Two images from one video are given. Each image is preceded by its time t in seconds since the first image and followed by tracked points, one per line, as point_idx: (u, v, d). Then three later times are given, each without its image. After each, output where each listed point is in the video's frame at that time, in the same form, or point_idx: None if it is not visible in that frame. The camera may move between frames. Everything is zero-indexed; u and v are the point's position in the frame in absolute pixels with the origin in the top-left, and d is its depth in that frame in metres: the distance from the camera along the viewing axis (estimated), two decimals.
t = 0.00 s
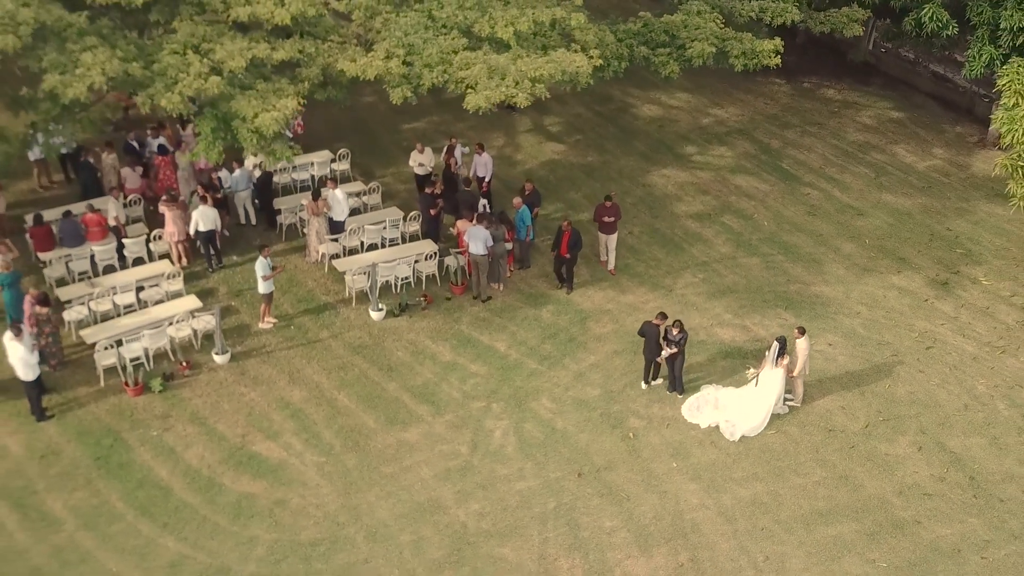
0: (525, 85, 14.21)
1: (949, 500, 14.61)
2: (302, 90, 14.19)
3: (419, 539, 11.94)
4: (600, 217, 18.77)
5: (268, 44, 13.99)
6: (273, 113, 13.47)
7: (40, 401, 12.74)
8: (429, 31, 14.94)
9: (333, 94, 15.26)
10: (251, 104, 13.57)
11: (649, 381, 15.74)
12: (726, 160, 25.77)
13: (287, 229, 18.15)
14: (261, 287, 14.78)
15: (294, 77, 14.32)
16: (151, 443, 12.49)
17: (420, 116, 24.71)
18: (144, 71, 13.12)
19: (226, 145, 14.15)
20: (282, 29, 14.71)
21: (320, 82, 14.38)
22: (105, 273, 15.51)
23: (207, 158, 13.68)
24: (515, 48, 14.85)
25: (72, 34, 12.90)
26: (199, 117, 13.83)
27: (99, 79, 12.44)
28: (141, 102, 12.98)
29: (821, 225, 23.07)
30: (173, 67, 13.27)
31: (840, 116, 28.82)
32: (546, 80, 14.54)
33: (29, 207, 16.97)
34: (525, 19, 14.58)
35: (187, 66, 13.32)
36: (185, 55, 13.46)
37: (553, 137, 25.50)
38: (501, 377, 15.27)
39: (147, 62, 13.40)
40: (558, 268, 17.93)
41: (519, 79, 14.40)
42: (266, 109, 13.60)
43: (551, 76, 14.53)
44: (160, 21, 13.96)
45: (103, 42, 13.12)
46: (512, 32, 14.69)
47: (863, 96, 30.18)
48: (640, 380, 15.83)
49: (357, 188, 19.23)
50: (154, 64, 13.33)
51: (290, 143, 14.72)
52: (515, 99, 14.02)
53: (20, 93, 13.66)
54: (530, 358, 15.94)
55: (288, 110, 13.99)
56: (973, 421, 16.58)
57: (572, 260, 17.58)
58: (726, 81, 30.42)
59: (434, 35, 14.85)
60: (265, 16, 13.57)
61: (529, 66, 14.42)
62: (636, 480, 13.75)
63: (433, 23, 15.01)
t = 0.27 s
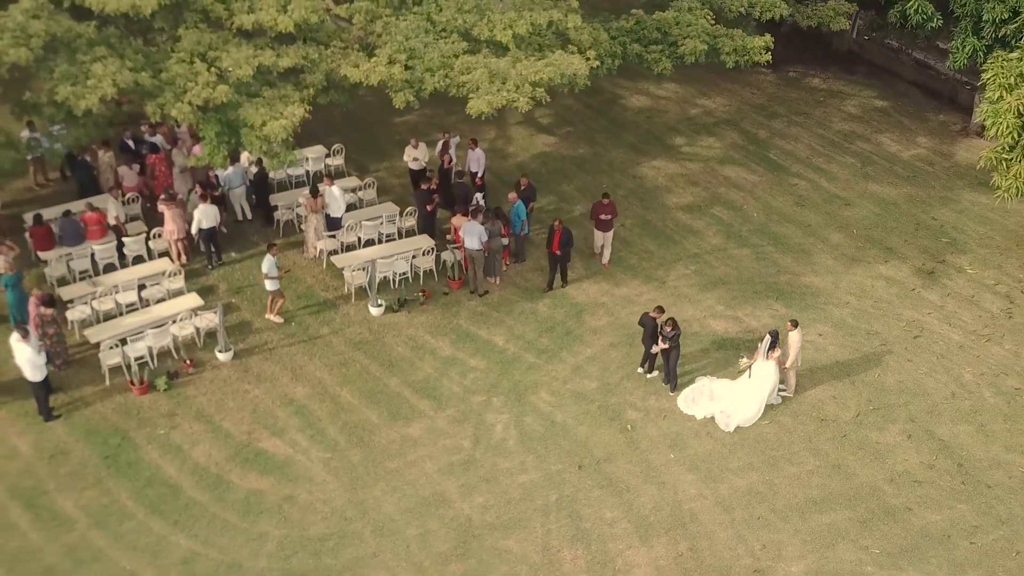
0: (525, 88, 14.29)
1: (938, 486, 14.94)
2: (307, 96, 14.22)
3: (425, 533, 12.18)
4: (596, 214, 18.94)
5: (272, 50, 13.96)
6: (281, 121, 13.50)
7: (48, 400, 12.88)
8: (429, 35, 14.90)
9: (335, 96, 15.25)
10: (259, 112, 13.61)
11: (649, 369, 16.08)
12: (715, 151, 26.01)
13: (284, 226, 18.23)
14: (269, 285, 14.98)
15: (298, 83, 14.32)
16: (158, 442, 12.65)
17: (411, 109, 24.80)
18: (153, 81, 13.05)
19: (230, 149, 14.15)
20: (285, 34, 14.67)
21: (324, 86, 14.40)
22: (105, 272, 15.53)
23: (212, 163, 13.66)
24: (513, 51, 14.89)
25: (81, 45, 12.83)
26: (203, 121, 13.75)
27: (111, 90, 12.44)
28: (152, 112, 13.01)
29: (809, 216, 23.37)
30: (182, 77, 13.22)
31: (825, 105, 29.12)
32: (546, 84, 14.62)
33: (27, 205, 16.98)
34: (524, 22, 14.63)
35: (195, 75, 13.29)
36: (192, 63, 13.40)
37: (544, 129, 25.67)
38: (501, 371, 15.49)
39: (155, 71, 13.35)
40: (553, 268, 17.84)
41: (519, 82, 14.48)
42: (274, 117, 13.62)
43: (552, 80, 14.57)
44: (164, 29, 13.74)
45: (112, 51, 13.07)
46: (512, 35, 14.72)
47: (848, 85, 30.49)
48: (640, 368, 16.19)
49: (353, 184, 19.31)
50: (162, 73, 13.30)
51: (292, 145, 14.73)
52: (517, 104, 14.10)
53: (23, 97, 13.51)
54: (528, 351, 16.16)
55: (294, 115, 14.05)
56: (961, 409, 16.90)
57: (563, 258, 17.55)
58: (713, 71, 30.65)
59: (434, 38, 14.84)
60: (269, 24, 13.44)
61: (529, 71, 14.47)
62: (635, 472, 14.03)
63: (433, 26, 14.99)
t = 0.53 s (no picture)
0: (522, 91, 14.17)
1: (926, 474, 15.22)
2: (309, 101, 14.08)
3: (428, 527, 12.41)
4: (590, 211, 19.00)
5: (274, 55, 13.89)
6: (285, 127, 13.42)
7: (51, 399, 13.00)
8: (426, 39, 14.74)
9: (335, 100, 15.16)
10: (263, 118, 13.53)
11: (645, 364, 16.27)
12: (703, 143, 26.22)
13: (280, 222, 18.30)
14: (275, 284, 15.10)
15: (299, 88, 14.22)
16: (162, 440, 12.82)
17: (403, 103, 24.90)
18: (158, 88, 13.05)
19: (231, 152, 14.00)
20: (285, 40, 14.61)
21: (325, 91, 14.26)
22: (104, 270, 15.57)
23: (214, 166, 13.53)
24: (509, 53, 14.69)
25: (86, 54, 12.88)
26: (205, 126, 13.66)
27: (118, 98, 12.49)
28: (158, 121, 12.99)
29: (797, 207, 23.61)
30: (186, 84, 13.18)
31: (811, 96, 29.38)
32: (543, 86, 14.50)
33: (25, 204, 17.02)
34: (520, 24, 14.48)
35: (199, 82, 13.26)
36: (196, 70, 13.37)
37: (534, 122, 25.81)
38: (498, 366, 15.69)
39: (159, 78, 13.36)
40: (545, 264, 17.97)
41: (516, 85, 14.34)
42: (277, 123, 13.52)
43: (548, 82, 14.41)
44: (166, 34, 13.76)
45: (117, 59, 13.13)
46: (508, 37, 14.56)
47: (833, 75, 30.78)
48: (638, 363, 16.40)
49: (347, 179, 19.33)
50: (166, 80, 13.29)
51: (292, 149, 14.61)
52: (515, 107, 13.97)
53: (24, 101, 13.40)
54: (524, 346, 16.35)
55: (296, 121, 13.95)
56: (949, 398, 17.13)
57: (553, 256, 17.65)
58: (700, 62, 30.86)
59: (432, 42, 14.67)
60: (270, 29, 13.43)
61: (524, 73, 14.31)
62: (631, 464, 14.29)
63: (430, 30, 14.82)
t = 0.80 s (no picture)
0: (519, 93, 14.14)
1: (912, 460, 15.57)
2: (309, 105, 14.08)
3: (430, 518, 12.67)
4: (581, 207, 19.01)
5: (273, 60, 13.83)
6: (288, 132, 13.40)
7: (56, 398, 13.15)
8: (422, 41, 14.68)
9: (333, 102, 15.14)
10: (266, 124, 13.53)
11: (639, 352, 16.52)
12: (690, 133, 26.46)
13: (274, 217, 18.41)
14: (288, 284, 15.30)
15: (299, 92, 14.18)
16: (166, 436, 13.00)
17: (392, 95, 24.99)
18: (163, 95, 13.04)
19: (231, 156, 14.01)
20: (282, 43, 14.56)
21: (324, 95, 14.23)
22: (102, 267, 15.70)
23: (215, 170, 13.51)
24: (504, 54, 14.65)
25: (91, 62, 12.92)
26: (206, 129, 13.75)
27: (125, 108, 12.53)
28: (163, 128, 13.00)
29: (783, 196, 23.89)
30: (189, 92, 13.14)
31: (795, 85, 29.67)
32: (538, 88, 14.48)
33: (21, 202, 17.05)
34: (515, 25, 14.43)
35: (203, 88, 13.24)
36: (199, 76, 13.35)
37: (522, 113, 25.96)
38: (493, 358, 15.93)
39: (162, 85, 13.36)
40: (534, 260, 18.09)
41: (513, 87, 14.31)
42: (280, 129, 13.50)
43: (544, 85, 14.38)
44: (165, 39, 13.76)
45: (122, 67, 13.14)
46: (503, 38, 14.53)
47: (816, 64, 31.06)
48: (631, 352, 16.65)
49: (339, 174, 19.46)
50: (170, 87, 13.28)
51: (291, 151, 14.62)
52: (512, 110, 14.01)
53: (25, 105, 13.36)
54: (519, 338, 16.59)
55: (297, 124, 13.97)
56: (933, 384, 17.45)
57: (541, 252, 17.74)
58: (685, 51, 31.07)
59: (427, 44, 14.60)
60: (271, 34, 13.31)
61: (519, 75, 14.28)
62: (626, 454, 14.59)
63: (424, 32, 14.73)
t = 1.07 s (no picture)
0: (515, 94, 14.23)
1: (900, 447, 15.88)
2: (310, 106, 14.23)
3: (431, 510, 12.90)
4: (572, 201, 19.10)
5: (273, 62, 13.91)
6: (291, 135, 13.56)
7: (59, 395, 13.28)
8: (418, 40, 14.74)
9: (331, 102, 15.23)
10: (268, 127, 13.67)
11: (629, 333, 16.94)
12: (678, 124, 26.65)
13: (269, 212, 18.49)
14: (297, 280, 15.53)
15: (299, 93, 14.31)
16: (169, 432, 13.16)
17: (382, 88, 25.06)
18: (167, 99, 13.21)
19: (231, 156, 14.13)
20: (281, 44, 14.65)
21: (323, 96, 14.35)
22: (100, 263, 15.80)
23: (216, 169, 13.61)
24: (499, 53, 14.75)
25: (96, 67, 12.98)
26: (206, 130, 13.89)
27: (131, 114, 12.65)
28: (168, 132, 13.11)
29: (770, 186, 24.12)
30: (193, 96, 13.26)
31: (781, 74, 29.90)
32: (534, 87, 14.63)
33: (18, 200, 17.06)
34: (509, 25, 14.49)
35: (206, 93, 13.35)
36: (201, 79, 13.41)
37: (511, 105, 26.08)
38: (490, 351, 16.14)
39: (165, 88, 13.45)
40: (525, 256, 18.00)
41: (508, 87, 14.40)
42: (282, 131, 13.66)
43: (539, 84, 14.51)
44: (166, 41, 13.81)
45: (126, 72, 13.20)
46: (497, 37, 14.57)
47: (801, 53, 31.30)
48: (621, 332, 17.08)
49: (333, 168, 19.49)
50: (173, 91, 13.35)
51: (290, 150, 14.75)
52: (508, 110, 14.17)
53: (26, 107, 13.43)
54: (514, 330, 16.77)
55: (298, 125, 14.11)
56: (920, 372, 17.74)
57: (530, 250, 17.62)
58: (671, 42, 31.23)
59: (424, 44, 14.67)
60: (271, 36, 13.36)
61: (515, 75, 14.37)
62: (622, 444, 14.86)
63: (420, 32, 14.80)
